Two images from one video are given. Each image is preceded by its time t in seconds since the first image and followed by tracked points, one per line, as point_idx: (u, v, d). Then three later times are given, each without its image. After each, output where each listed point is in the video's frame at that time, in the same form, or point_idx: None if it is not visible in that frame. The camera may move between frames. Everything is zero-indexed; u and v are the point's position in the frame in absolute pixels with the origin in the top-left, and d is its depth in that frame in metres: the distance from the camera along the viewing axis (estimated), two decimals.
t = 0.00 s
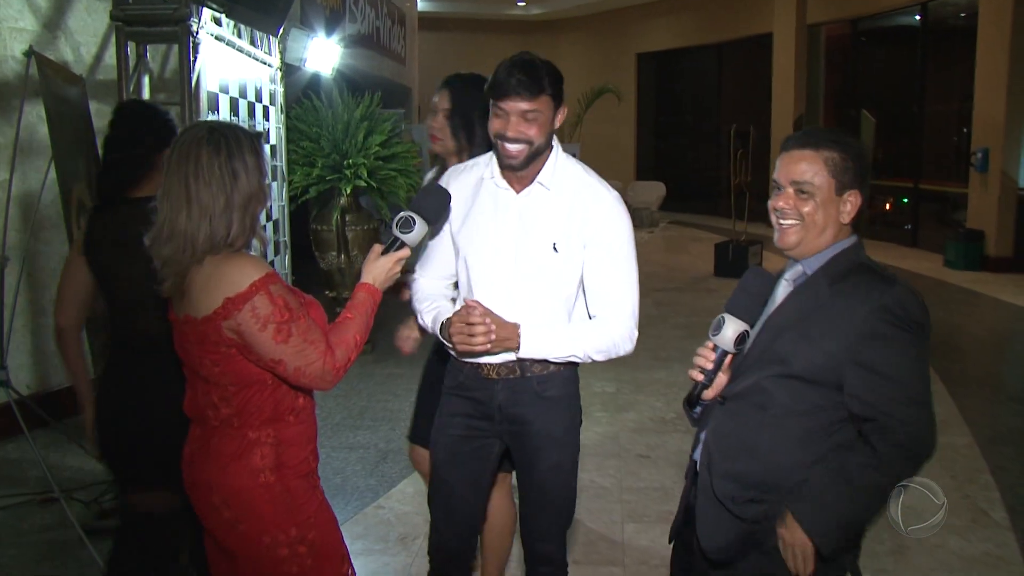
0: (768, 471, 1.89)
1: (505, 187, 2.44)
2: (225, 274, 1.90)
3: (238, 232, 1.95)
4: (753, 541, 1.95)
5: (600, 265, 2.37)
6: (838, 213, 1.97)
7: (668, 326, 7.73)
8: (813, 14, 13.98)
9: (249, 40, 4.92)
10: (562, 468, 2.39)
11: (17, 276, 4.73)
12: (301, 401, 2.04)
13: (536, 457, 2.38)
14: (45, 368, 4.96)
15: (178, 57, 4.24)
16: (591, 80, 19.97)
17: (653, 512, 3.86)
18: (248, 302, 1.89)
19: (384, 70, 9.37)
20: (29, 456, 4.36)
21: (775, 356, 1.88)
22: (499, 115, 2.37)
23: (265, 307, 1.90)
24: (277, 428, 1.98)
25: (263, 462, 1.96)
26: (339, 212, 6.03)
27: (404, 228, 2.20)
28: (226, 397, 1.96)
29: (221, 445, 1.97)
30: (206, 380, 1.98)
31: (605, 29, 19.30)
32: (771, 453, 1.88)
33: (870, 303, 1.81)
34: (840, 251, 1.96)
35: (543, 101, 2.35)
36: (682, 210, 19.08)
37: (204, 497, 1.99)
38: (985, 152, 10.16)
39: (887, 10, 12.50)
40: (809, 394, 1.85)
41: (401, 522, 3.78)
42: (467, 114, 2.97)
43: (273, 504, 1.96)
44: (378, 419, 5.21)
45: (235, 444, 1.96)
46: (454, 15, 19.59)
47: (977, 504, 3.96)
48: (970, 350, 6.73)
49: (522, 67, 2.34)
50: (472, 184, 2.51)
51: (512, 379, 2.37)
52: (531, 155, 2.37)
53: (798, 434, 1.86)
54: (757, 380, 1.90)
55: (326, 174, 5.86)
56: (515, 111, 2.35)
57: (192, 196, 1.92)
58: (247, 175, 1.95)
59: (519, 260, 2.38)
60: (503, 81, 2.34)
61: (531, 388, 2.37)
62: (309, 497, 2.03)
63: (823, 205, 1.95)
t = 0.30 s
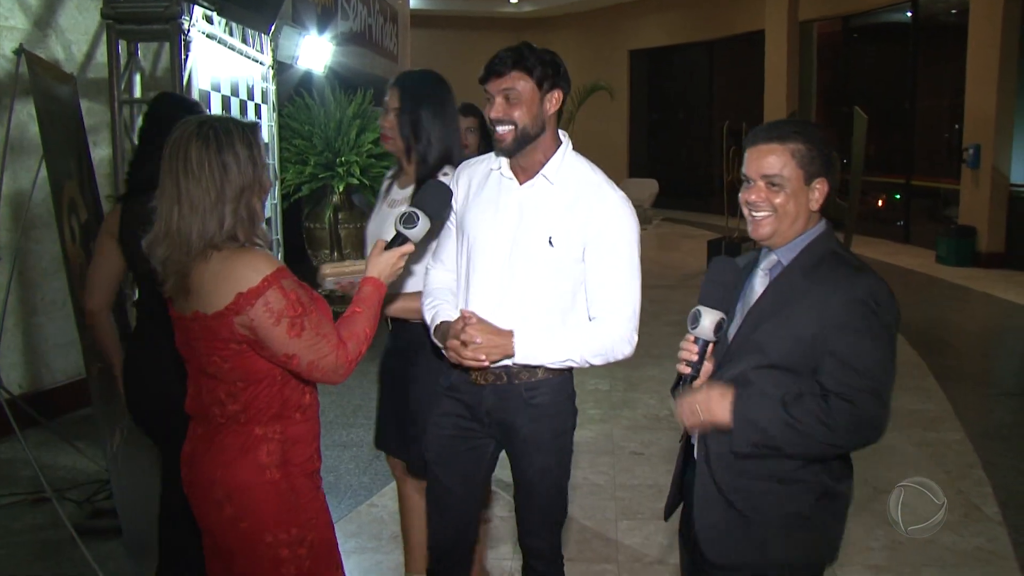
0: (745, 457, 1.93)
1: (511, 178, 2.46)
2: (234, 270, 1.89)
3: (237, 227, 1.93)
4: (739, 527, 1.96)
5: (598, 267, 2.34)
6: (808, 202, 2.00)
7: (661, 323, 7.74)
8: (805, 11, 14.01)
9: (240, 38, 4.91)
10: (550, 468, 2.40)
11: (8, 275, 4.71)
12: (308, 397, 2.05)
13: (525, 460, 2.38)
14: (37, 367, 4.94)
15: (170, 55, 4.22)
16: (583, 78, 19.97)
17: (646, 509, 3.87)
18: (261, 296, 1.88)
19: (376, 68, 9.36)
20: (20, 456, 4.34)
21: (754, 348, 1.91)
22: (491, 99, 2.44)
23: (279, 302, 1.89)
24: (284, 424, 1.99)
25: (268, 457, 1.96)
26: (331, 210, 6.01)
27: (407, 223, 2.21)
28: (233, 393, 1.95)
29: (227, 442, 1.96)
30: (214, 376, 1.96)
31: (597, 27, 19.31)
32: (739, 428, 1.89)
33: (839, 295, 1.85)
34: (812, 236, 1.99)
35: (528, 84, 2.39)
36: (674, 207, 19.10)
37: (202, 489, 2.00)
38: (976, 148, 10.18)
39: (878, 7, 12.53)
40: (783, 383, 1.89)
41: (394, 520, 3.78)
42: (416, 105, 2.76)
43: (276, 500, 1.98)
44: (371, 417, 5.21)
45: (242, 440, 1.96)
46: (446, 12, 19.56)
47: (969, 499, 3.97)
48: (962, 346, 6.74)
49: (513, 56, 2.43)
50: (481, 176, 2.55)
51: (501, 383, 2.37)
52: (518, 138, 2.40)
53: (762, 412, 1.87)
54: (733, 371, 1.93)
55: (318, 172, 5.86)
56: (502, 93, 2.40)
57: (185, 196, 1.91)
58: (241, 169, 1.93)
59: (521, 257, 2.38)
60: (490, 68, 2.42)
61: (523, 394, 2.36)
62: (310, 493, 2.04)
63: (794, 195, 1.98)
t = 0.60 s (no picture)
0: (737, 447, 1.94)
1: (502, 177, 2.46)
2: (258, 270, 1.88)
3: (254, 227, 1.93)
4: (747, 523, 1.93)
5: (591, 273, 2.35)
6: (797, 199, 1.99)
7: (658, 325, 7.73)
8: (801, 13, 14.03)
9: (237, 39, 4.91)
10: (546, 467, 2.40)
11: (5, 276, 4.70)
12: (320, 402, 2.04)
13: (519, 460, 2.38)
14: (33, 368, 4.94)
15: (167, 55, 4.22)
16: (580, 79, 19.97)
17: (644, 511, 3.86)
18: (289, 296, 1.87)
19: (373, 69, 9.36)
20: (16, 457, 4.33)
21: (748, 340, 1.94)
22: (487, 93, 2.44)
23: (306, 302, 1.88)
24: (296, 429, 1.97)
25: (279, 458, 1.95)
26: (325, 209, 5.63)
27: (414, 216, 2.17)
28: (247, 394, 1.93)
29: (238, 445, 1.94)
30: (228, 375, 1.93)
31: (594, 28, 19.32)
32: (726, 408, 1.93)
33: (828, 285, 1.87)
34: (805, 234, 1.99)
35: (526, 79, 2.41)
36: (672, 209, 19.11)
37: (203, 485, 1.98)
38: (973, 150, 10.20)
39: (875, 9, 12.56)
40: (771, 371, 1.90)
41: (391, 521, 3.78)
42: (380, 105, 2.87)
43: (283, 502, 1.96)
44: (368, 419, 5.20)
45: (254, 444, 1.94)
46: (443, 14, 19.56)
47: (967, 501, 3.97)
48: (959, 348, 6.75)
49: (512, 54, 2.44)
50: (473, 175, 2.54)
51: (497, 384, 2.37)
52: (510, 130, 2.40)
53: (743, 393, 1.89)
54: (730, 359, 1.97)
55: (315, 172, 5.64)
56: (495, 88, 2.41)
57: (195, 205, 1.90)
58: (251, 168, 1.92)
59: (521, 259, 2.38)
60: (491, 62, 2.45)
61: (519, 395, 2.37)
62: (316, 500, 2.02)
63: (781, 193, 1.98)
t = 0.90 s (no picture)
0: (741, 447, 1.96)
1: (490, 180, 2.45)
2: (271, 272, 1.88)
3: (269, 227, 1.91)
4: (746, 524, 1.95)
5: (584, 270, 2.43)
6: (816, 199, 1.96)
7: (658, 326, 7.74)
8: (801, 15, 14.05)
9: (238, 41, 4.91)
10: (542, 467, 2.45)
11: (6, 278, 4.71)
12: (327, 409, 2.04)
13: (517, 461, 2.42)
14: (34, 369, 4.94)
15: (168, 57, 4.23)
16: (581, 81, 19.98)
17: (644, 512, 3.87)
18: (299, 301, 1.86)
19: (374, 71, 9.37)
20: (17, 458, 4.33)
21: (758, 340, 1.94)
22: (465, 100, 2.42)
23: (315, 309, 1.87)
24: (302, 435, 1.98)
25: (282, 464, 1.94)
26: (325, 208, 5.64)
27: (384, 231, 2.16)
28: (254, 396, 1.93)
29: (244, 448, 1.94)
30: (236, 376, 1.94)
31: (595, 30, 19.34)
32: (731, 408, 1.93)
33: (836, 292, 1.84)
34: (829, 238, 1.97)
35: (504, 84, 2.38)
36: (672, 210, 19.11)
37: (205, 485, 1.99)
38: (973, 151, 10.21)
39: (875, 10, 12.57)
40: (777, 375, 1.90)
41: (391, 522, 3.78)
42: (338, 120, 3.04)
43: (283, 510, 1.95)
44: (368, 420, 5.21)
45: (259, 448, 1.94)
46: (443, 15, 19.56)
47: (967, 503, 3.97)
48: (959, 350, 6.76)
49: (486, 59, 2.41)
50: (454, 180, 2.50)
51: (491, 391, 2.41)
52: (491, 138, 2.38)
53: (745, 394, 1.89)
54: (740, 359, 1.98)
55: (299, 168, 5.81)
56: (473, 95, 2.39)
57: (212, 203, 1.90)
58: (268, 170, 1.90)
59: (514, 263, 2.41)
60: (465, 70, 2.41)
61: (509, 399, 2.42)
62: (319, 507, 2.02)
63: (798, 193, 1.96)
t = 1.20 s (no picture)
0: (772, 476, 1.93)
1: (466, 180, 2.47)
2: (244, 276, 1.87)
3: (258, 228, 1.92)
4: (771, 546, 1.93)
5: (562, 260, 2.45)
6: (835, 204, 1.95)
7: (659, 326, 7.75)
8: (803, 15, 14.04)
9: (240, 40, 4.91)
10: (539, 467, 2.46)
11: (8, 277, 4.71)
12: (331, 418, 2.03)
13: (514, 462, 2.43)
14: (36, 369, 4.94)
15: (170, 56, 4.23)
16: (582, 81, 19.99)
17: (645, 513, 3.87)
18: (259, 307, 1.84)
19: (376, 71, 9.38)
20: (19, 457, 4.33)
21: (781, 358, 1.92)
22: (432, 107, 2.43)
23: (275, 316, 1.84)
24: (296, 440, 1.96)
25: (276, 467, 1.94)
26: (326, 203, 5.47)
27: (366, 264, 2.03)
28: (243, 398, 1.95)
29: (238, 450, 1.95)
30: (227, 380, 1.97)
31: (596, 30, 19.34)
32: (755, 433, 1.91)
33: (864, 303, 1.81)
34: (852, 241, 1.96)
35: (469, 88, 2.38)
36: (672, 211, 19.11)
37: (213, 498, 1.98)
38: (975, 152, 10.21)
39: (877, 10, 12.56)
40: (805, 395, 1.87)
41: (392, 522, 3.79)
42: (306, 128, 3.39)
43: (279, 516, 1.94)
44: (369, 420, 5.22)
45: (253, 450, 1.94)
46: (445, 15, 19.57)
47: (969, 504, 3.97)
48: (960, 350, 6.76)
49: (450, 62, 2.41)
50: (428, 183, 2.52)
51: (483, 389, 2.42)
52: (463, 142, 2.40)
53: (774, 419, 1.87)
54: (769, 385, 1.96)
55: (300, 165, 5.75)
56: (438, 100, 2.40)
57: (204, 196, 1.93)
58: (259, 174, 1.91)
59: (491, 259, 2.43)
60: (428, 77, 2.41)
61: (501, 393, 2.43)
62: (319, 514, 1.99)
63: (816, 197, 1.95)
